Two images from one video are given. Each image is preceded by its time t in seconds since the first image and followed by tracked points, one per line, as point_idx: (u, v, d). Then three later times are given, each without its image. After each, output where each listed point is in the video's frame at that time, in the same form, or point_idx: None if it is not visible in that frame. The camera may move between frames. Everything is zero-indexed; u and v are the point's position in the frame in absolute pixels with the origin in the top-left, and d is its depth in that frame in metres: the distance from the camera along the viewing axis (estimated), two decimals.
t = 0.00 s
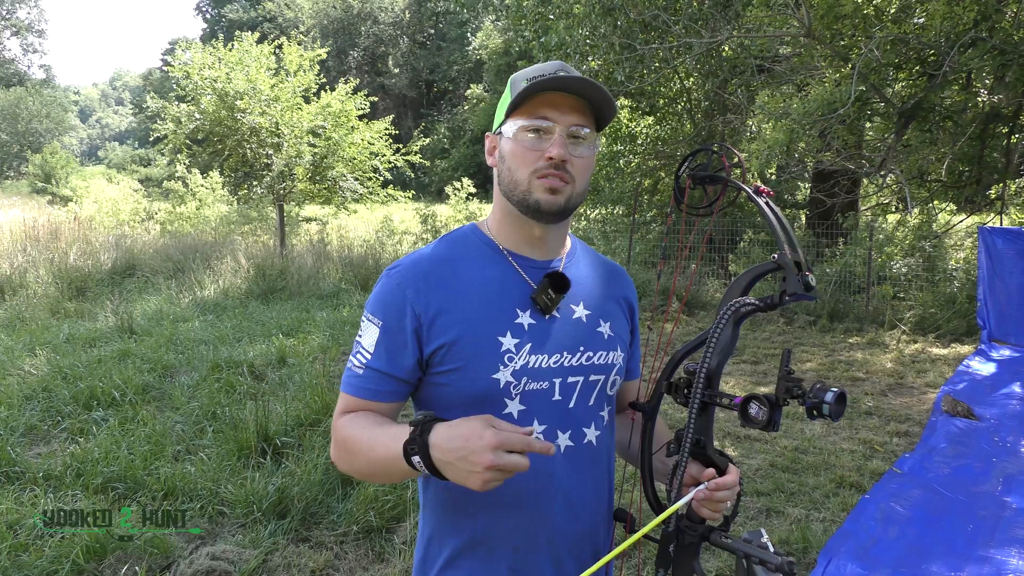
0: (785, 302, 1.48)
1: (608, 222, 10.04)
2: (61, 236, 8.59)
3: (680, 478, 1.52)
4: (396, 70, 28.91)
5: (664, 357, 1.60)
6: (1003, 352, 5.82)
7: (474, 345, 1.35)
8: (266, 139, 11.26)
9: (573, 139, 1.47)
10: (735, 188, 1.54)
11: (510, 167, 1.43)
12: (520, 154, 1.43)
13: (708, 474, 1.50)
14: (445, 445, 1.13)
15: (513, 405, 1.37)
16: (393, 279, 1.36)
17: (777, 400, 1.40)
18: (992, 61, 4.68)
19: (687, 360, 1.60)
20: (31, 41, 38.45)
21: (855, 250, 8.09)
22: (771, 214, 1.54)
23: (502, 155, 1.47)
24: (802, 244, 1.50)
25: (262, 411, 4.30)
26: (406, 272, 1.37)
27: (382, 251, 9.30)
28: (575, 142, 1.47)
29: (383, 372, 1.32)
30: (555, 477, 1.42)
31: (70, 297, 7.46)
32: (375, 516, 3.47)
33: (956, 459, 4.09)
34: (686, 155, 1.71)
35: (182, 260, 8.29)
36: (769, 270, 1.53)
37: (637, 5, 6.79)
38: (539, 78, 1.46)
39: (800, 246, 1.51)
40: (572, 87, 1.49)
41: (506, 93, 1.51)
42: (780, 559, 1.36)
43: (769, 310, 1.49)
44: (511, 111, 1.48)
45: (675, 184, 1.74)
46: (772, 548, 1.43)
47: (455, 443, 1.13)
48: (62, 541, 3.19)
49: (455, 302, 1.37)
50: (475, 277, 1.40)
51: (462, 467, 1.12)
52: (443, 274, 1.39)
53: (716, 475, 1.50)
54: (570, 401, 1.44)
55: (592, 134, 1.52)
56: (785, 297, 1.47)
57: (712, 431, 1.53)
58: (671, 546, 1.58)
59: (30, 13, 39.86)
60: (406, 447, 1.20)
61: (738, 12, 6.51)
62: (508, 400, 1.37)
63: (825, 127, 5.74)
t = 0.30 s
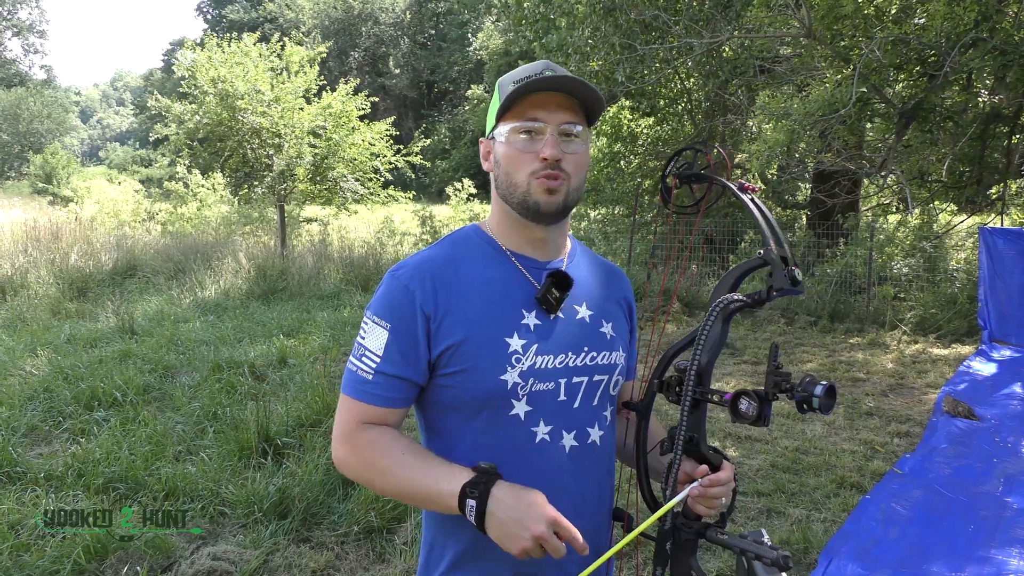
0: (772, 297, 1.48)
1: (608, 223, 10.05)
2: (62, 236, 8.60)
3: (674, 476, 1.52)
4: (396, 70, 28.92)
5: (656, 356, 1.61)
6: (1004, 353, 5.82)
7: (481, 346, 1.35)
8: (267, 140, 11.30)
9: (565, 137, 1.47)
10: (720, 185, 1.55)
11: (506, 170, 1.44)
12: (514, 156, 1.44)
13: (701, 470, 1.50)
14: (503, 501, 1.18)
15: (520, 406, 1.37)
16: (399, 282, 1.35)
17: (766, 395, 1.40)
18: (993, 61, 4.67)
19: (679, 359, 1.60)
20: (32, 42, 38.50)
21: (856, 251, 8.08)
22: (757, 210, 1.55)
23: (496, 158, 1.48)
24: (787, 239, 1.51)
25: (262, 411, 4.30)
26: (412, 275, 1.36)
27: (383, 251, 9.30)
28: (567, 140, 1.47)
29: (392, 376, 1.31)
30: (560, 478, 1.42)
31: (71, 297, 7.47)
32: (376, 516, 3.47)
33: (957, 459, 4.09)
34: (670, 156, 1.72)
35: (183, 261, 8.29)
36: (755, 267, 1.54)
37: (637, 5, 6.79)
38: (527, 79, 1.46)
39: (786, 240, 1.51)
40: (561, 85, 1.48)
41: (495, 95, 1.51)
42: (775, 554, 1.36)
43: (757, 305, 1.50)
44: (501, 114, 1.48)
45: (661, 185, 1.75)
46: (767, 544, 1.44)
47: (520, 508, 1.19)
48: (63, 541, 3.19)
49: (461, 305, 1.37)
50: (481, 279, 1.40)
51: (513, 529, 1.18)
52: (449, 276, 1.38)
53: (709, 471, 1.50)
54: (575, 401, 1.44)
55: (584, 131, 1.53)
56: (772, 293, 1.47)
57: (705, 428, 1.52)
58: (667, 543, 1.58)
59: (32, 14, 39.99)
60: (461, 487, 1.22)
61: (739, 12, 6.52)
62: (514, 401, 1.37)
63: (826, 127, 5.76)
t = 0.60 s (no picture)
0: (769, 300, 1.48)
1: (606, 225, 10.07)
2: (58, 238, 8.59)
3: (672, 479, 1.52)
4: (394, 73, 28.96)
5: (654, 359, 1.61)
6: (1000, 355, 5.84)
7: (477, 348, 1.35)
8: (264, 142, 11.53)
9: (555, 142, 1.47)
10: (718, 188, 1.55)
11: (499, 178, 1.45)
12: (506, 165, 1.44)
13: (699, 474, 1.50)
14: (480, 458, 1.15)
15: (517, 408, 1.37)
16: (395, 285, 1.36)
17: (764, 398, 1.41)
18: (989, 64, 4.68)
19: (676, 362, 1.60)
20: (29, 43, 38.47)
21: (853, 253, 8.12)
22: (754, 213, 1.55)
23: (488, 165, 1.48)
24: (784, 242, 1.51)
25: (260, 414, 4.30)
26: (408, 278, 1.36)
27: (380, 254, 9.30)
28: (558, 144, 1.47)
29: (387, 378, 1.31)
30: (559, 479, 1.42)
31: (68, 300, 7.47)
32: (373, 519, 3.47)
33: (954, 461, 4.10)
34: (667, 160, 1.73)
35: (181, 263, 8.29)
36: (751, 269, 1.54)
37: (634, 9, 6.82)
38: (514, 85, 1.46)
39: (782, 244, 1.52)
40: (548, 90, 1.47)
41: (484, 102, 1.50)
42: (774, 557, 1.37)
43: (754, 308, 1.50)
44: (491, 121, 1.48)
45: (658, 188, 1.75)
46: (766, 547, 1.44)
47: (494, 460, 1.14)
48: (60, 544, 3.19)
49: (456, 307, 1.37)
50: (477, 281, 1.40)
51: (488, 482, 1.13)
52: (444, 279, 1.39)
53: (707, 474, 1.50)
54: (573, 402, 1.45)
55: (575, 134, 1.52)
56: (769, 296, 1.48)
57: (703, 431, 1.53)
58: (666, 547, 1.57)
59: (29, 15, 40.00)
60: (440, 453, 1.19)
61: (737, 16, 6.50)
62: (511, 403, 1.37)
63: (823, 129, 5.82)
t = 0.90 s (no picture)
0: (764, 303, 1.49)
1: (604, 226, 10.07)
2: (56, 239, 8.58)
3: (666, 483, 1.52)
4: (392, 74, 28.95)
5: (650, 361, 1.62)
6: (998, 355, 5.84)
7: (469, 347, 1.36)
8: (262, 143, 11.46)
9: (551, 145, 1.47)
10: (714, 190, 1.55)
11: (493, 182, 1.45)
12: (500, 168, 1.45)
13: (693, 477, 1.51)
14: (446, 438, 1.17)
15: (509, 407, 1.38)
16: (389, 284, 1.37)
17: (757, 402, 1.41)
18: (987, 65, 4.70)
19: (671, 364, 1.61)
20: (26, 44, 38.38)
21: (851, 254, 8.13)
22: (750, 214, 1.56)
23: (483, 168, 1.49)
24: (780, 245, 1.51)
25: (258, 415, 4.29)
26: (401, 277, 1.37)
27: (379, 255, 9.31)
28: (552, 148, 1.47)
29: (380, 376, 1.32)
30: (551, 478, 1.42)
31: (66, 301, 7.46)
32: (371, 521, 3.46)
33: (952, 461, 4.10)
34: (664, 161, 1.75)
35: (179, 265, 8.27)
36: (749, 271, 1.55)
37: (633, 10, 6.84)
38: (509, 88, 1.44)
39: (779, 246, 1.52)
40: (545, 95, 1.46)
41: (480, 103, 1.50)
42: (767, 561, 1.39)
43: (749, 311, 1.51)
44: (486, 123, 1.48)
45: (656, 188, 1.75)
46: (760, 551, 1.45)
47: (461, 433, 1.17)
48: (58, 546, 3.18)
49: (449, 306, 1.37)
50: (470, 281, 1.41)
51: (457, 454, 1.15)
52: (438, 278, 1.39)
53: (702, 478, 1.50)
54: (566, 401, 1.45)
55: (571, 137, 1.52)
56: (763, 299, 1.48)
57: (697, 434, 1.53)
58: (660, 550, 1.58)
59: (26, 17, 39.97)
60: (410, 431, 1.22)
61: (734, 17, 6.49)
62: (504, 402, 1.37)
63: (821, 131, 5.82)
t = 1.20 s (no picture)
0: (750, 303, 1.50)
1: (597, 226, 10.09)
2: (46, 238, 8.53)
3: (653, 483, 1.53)
4: (385, 73, 28.90)
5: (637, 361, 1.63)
6: (988, 355, 5.88)
7: (458, 348, 1.36)
8: (254, 143, 11.28)
9: (541, 147, 1.47)
10: (701, 190, 1.56)
11: (482, 184, 1.45)
12: (489, 170, 1.45)
13: (680, 478, 1.51)
14: (445, 439, 1.17)
15: (497, 407, 1.38)
16: (378, 286, 1.37)
17: (741, 402, 1.43)
18: (977, 66, 4.73)
19: (659, 364, 1.62)
20: (17, 43, 38.08)
21: (843, 254, 8.17)
22: (737, 214, 1.56)
23: (472, 169, 1.49)
24: (767, 244, 1.52)
25: (250, 416, 4.28)
26: (390, 278, 1.38)
27: (371, 255, 9.29)
28: (542, 150, 1.48)
29: (371, 379, 1.33)
30: (540, 479, 1.43)
31: (57, 301, 7.43)
32: (363, 520, 3.46)
33: (942, 460, 4.13)
34: (654, 160, 1.75)
35: (170, 265, 8.24)
36: (735, 270, 1.56)
37: (625, 10, 6.86)
38: (499, 90, 1.44)
39: (766, 245, 1.53)
40: (535, 97, 1.45)
41: (469, 103, 1.49)
42: (753, 561, 1.40)
43: (736, 310, 1.52)
44: (475, 124, 1.47)
45: (645, 188, 1.76)
46: (747, 550, 1.46)
47: (459, 436, 1.17)
48: (48, 547, 3.17)
49: (438, 308, 1.38)
50: (459, 282, 1.41)
51: (457, 457, 1.16)
52: (428, 280, 1.40)
53: (689, 478, 1.51)
54: (554, 402, 1.45)
55: (560, 137, 1.52)
56: (750, 298, 1.49)
57: (684, 434, 1.54)
58: (648, 549, 1.59)
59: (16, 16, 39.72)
60: (407, 435, 1.22)
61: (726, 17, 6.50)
62: (492, 403, 1.38)
63: (812, 131, 5.83)
